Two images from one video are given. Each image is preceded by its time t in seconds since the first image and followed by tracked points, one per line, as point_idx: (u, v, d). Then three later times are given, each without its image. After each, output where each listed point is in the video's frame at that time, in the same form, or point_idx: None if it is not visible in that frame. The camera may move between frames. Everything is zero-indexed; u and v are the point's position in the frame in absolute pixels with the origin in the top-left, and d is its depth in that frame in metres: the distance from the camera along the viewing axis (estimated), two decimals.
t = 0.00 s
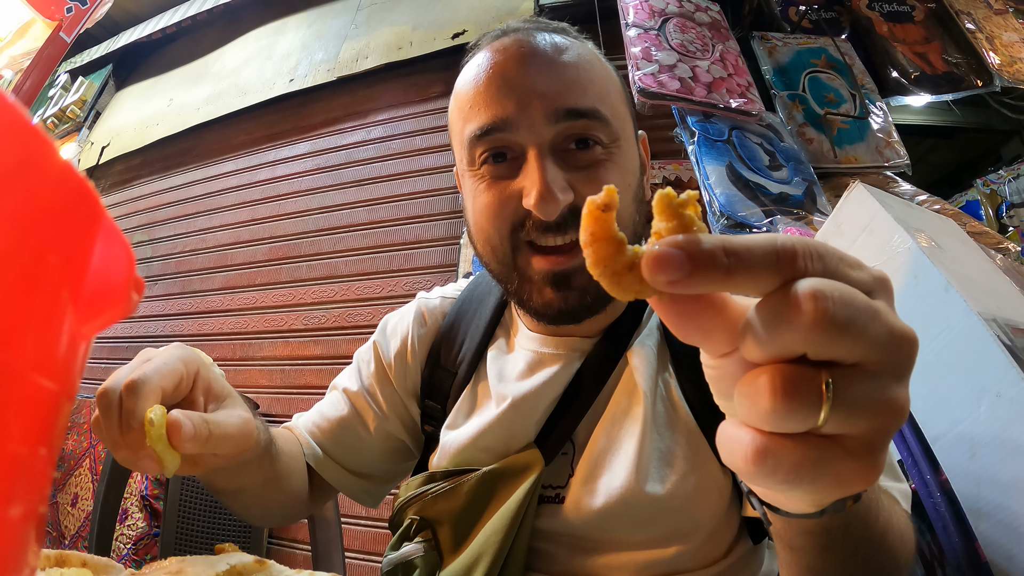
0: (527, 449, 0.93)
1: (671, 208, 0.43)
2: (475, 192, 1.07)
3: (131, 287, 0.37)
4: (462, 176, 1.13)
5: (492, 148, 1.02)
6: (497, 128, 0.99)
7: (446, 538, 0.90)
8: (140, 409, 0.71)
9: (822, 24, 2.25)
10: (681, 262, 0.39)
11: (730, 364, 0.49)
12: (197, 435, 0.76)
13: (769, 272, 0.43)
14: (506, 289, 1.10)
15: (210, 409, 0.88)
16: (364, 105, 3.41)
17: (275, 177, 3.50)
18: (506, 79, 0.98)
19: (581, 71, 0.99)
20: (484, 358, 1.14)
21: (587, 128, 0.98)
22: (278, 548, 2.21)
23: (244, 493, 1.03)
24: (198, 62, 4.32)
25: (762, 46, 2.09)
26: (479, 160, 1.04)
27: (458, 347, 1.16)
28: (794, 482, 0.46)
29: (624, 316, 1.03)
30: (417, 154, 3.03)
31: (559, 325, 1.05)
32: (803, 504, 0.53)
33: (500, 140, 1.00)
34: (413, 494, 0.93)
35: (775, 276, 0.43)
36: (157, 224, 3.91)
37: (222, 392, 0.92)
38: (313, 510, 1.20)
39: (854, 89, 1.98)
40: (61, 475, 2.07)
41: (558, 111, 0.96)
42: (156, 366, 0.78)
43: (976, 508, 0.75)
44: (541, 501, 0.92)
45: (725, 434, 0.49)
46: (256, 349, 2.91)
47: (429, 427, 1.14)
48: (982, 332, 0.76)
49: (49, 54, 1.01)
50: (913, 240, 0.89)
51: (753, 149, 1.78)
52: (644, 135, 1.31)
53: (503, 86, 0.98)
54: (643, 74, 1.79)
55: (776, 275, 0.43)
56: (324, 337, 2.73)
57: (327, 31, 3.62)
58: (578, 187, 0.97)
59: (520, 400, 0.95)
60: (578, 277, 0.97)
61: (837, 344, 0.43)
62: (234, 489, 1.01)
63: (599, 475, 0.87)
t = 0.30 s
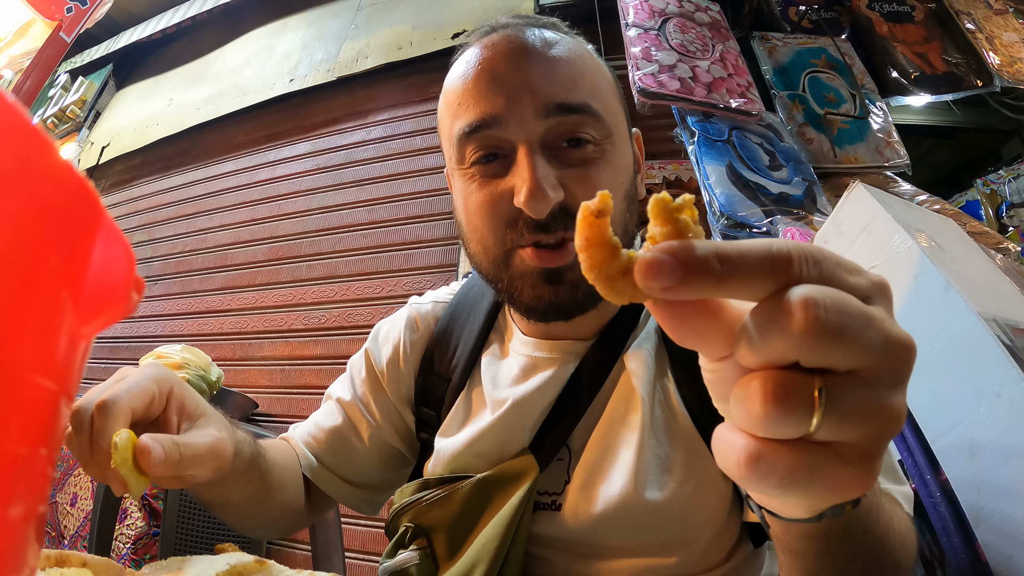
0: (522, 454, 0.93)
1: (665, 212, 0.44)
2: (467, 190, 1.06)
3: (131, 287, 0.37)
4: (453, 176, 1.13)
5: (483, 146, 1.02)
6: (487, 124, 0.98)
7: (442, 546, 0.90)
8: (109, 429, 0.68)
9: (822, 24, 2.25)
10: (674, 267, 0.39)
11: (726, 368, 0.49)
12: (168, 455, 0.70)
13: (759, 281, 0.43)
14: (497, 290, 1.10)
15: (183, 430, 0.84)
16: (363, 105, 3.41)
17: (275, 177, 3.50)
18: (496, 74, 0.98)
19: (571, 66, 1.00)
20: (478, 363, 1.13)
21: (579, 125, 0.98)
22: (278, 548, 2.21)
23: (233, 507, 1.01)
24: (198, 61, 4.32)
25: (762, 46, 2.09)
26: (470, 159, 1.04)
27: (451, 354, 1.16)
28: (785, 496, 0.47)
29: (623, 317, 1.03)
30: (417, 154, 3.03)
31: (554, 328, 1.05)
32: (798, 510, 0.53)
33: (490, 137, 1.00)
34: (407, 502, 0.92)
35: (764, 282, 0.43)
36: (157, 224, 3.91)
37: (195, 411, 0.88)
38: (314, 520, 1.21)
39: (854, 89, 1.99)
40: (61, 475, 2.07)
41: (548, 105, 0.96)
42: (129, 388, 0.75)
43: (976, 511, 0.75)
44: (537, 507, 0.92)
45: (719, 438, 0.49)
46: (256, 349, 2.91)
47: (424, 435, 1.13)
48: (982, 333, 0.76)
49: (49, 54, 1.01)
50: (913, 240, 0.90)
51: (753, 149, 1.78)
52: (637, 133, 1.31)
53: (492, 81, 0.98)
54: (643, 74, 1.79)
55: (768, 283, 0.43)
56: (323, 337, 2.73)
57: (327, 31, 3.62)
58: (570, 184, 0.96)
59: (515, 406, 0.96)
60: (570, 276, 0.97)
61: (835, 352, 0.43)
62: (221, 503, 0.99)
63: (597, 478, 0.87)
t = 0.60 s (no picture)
0: (521, 455, 0.93)
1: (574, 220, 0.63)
2: (459, 154, 1.09)
3: (131, 287, 0.37)
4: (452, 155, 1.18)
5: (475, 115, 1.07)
6: (476, 88, 1.04)
7: (443, 549, 0.90)
8: (101, 450, 0.68)
9: (822, 24, 2.25)
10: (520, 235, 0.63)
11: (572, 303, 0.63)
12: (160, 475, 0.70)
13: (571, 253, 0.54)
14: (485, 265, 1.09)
15: (177, 446, 0.83)
16: (363, 105, 3.41)
17: (275, 177, 3.50)
18: (501, 52, 1.04)
19: (562, 48, 1.05)
20: (476, 366, 1.13)
21: (560, 91, 1.01)
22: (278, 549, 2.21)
23: (236, 520, 1.00)
24: (198, 61, 4.32)
25: (762, 46, 2.09)
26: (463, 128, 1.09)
27: (450, 358, 1.16)
28: (582, 395, 0.55)
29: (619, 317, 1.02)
30: (417, 154, 3.03)
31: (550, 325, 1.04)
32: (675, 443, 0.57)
33: (480, 104, 1.05)
34: (407, 504, 0.92)
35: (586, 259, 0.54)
36: (157, 224, 3.91)
37: (190, 425, 0.87)
38: (314, 531, 1.20)
39: (854, 89, 1.99)
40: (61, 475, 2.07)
41: (532, 71, 1.00)
42: (119, 406, 0.74)
43: (977, 511, 0.75)
44: (538, 508, 0.92)
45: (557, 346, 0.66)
46: (256, 348, 2.91)
47: (423, 439, 1.13)
48: (982, 334, 0.76)
49: (48, 54, 1.01)
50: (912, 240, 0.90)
51: (753, 149, 1.78)
52: (637, 135, 1.29)
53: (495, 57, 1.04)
54: (643, 74, 1.79)
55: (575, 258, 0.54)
56: (323, 337, 2.73)
57: (327, 31, 3.62)
58: (546, 142, 0.96)
59: (511, 409, 0.95)
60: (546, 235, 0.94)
61: (528, 284, 0.56)
62: (222, 516, 0.98)
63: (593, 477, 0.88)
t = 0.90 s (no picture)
0: (519, 449, 0.93)
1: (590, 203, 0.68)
2: (463, 158, 1.09)
3: (131, 287, 0.37)
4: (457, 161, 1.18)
5: (480, 119, 1.07)
6: (481, 94, 1.05)
7: (443, 542, 0.89)
8: (114, 442, 0.68)
9: (822, 24, 2.25)
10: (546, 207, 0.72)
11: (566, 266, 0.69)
12: (173, 467, 0.69)
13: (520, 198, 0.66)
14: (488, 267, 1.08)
15: (186, 439, 0.83)
16: (363, 104, 3.41)
17: (275, 177, 3.49)
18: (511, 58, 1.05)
19: (562, 57, 1.07)
20: (475, 363, 1.14)
21: (562, 97, 1.01)
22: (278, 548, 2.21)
23: (242, 518, 1.00)
24: (198, 62, 4.32)
25: (762, 46, 2.09)
26: (467, 132, 1.10)
27: (450, 356, 1.16)
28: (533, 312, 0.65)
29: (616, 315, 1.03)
30: (417, 154, 3.03)
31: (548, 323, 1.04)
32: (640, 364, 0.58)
33: (485, 110, 1.06)
34: (407, 500, 0.93)
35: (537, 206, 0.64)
36: (157, 224, 3.91)
37: (198, 419, 0.87)
38: (319, 535, 1.19)
39: (854, 89, 1.99)
40: (61, 475, 2.07)
41: (534, 77, 1.01)
42: (130, 400, 0.74)
43: (977, 509, 0.75)
44: (536, 499, 0.92)
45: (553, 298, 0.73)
46: (256, 348, 2.91)
47: (421, 436, 1.12)
48: (983, 334, 0.76)
49: (48, 54, 1.02)
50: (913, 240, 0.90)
51: (753, 149, 1.78)
52: (632, 142, 1.29)
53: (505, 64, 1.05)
54: (643, 74, 1.79)
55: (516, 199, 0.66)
56: (323, 337, 2.73)
57: (327, 32, 3.62)
58: (546, 146, 0.96)
59: (508, 403, 0.96)
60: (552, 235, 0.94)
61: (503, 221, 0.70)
62: (230, 513, 0.98)
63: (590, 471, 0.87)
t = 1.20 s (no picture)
0: (515, 444, 0.94)
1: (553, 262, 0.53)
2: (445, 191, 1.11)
3: (132, 287, 0.37)
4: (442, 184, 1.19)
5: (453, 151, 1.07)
6: (451, 130, 1.04)
7: (441, 538, 0.89)
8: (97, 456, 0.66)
9: (822, 24, 2.25)
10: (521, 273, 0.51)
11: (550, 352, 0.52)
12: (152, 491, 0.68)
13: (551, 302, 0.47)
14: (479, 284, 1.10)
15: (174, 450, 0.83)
16: (363, 104, 3.40)
17: (275, 177, 3.49)
18: (476, 85, 1.01)
19: (527, 75, 1.02)
20: (472, 362, 1.13)
21: (528, 119, 0.99)
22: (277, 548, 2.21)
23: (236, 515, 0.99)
24: (198, 62, 4.32)
25: (762, 46, 2.09)
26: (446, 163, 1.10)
27: (447, 355, 1.16)
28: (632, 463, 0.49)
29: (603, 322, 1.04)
30: (417, 154, 3.03)
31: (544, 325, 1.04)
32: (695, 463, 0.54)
33: (457, 144, 1.05)
34: (405, 498, 0.92)
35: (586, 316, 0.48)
36: (157, 224, 3.91)
37: (184, 427, 0.86)
38: (321, 539, 1.18)
39: (854, 89, 1.99)
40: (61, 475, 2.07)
41: (497, 109, 0.99)
42: (113, 414, 0.73)
43: (977, 507, 0.75)
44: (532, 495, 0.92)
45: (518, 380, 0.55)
46: (256, 348, 2.91)
47: (420, 434, 1.13)
48: (983, 334, 0.76)
49: (48, 55, 1.03)
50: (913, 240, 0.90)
51: (753, 149, 1.78)
52: (616, 137, 1.25)
53: (470, 90, 1.02)
54: (643, 74, 1.79)
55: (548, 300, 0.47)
56: (323, 337, 2.73)
57: (327, 32, 3.62)
58: (516, 185, 0.97)
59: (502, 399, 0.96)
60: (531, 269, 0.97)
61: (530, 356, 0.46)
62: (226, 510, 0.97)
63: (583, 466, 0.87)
